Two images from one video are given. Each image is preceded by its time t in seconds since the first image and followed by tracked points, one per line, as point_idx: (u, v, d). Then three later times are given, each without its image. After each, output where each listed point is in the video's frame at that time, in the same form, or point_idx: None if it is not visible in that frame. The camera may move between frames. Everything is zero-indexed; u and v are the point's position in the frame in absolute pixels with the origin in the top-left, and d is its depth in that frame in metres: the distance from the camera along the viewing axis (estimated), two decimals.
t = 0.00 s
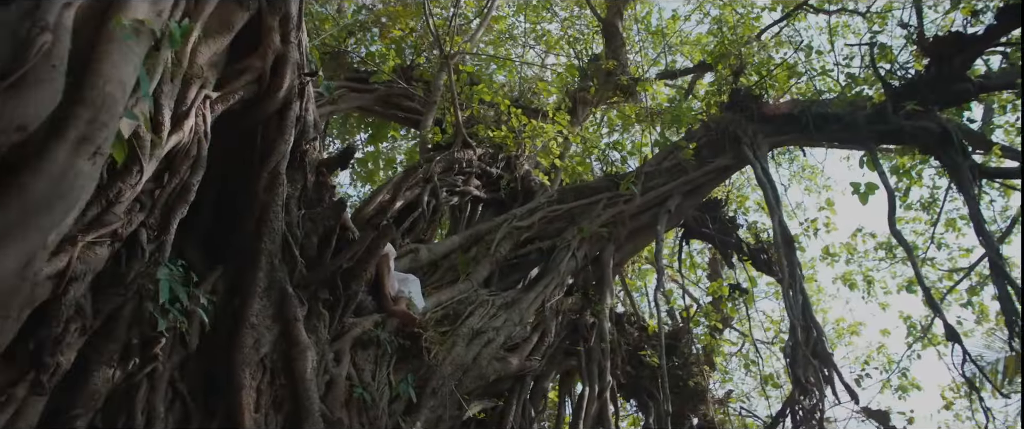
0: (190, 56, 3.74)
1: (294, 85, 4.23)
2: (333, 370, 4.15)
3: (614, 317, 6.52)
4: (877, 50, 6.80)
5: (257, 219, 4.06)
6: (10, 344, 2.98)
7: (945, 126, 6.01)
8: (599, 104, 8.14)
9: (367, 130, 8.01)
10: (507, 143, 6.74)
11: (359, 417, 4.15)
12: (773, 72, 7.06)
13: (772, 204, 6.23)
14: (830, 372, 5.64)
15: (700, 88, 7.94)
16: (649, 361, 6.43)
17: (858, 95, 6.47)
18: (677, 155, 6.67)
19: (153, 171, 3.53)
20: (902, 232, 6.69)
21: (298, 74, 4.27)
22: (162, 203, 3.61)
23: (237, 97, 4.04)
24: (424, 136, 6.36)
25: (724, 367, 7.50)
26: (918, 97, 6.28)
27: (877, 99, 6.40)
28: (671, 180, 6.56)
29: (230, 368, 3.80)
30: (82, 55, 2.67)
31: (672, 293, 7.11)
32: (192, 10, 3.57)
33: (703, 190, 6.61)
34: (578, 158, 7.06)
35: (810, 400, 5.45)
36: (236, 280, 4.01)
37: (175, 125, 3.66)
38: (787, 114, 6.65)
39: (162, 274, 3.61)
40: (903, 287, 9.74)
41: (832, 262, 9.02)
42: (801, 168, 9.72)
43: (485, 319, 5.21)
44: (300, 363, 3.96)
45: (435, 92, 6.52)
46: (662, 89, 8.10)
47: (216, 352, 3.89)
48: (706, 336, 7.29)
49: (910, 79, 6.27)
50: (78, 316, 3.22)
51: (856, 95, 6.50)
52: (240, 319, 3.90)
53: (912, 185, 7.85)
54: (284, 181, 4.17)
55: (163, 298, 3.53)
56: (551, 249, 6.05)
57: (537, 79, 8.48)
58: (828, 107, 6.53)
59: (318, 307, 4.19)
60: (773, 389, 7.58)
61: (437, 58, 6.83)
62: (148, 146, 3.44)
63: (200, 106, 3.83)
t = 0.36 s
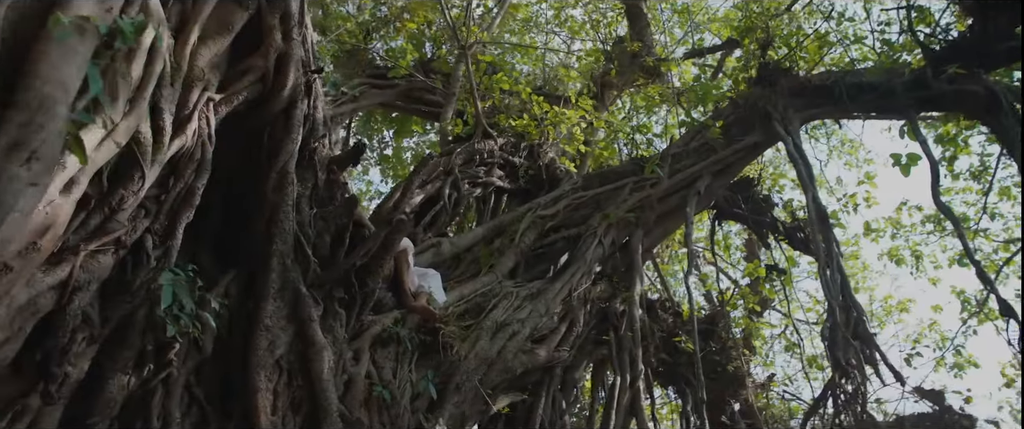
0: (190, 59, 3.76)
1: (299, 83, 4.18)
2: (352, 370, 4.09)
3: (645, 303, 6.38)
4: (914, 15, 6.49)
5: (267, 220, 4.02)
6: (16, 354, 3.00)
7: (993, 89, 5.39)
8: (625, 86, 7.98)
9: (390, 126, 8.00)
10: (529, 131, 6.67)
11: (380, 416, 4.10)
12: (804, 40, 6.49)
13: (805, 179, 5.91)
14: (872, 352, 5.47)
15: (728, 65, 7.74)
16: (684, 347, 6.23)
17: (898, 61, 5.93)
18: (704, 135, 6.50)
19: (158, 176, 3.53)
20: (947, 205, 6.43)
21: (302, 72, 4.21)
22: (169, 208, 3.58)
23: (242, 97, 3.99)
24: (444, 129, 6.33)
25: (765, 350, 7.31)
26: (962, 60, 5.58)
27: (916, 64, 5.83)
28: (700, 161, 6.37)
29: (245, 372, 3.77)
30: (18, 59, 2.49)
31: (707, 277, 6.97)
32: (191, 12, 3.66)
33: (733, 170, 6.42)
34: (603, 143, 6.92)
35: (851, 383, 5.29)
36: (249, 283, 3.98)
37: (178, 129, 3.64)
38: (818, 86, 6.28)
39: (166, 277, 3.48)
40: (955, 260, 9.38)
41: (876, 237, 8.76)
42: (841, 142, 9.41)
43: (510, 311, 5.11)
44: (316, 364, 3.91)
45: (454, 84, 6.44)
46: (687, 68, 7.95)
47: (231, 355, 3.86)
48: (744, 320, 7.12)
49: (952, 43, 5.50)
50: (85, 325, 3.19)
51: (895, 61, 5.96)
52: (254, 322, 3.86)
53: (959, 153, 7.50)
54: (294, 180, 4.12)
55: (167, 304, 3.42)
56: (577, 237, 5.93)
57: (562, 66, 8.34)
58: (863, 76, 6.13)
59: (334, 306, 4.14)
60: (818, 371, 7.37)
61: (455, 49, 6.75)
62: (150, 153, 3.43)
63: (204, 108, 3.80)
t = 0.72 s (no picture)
0: (188, 54, 3.71)
1: (302, 74, 4.11)
2: (368, 362, 4.03)
3: (675, 284, 6.23)
4: None
5: (276, 214, 3.97)
6: (21, 359, 2.97)
7: None
8: (650, 64, 7.78)
9: (412, 116, 8.03)
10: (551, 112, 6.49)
11: (398, 408, 4.03)
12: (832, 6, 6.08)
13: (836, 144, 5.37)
14: (915, 328, 4.99)
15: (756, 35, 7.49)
16: (717, 327, 6.09)
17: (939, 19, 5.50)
18: (731, 108, 6.29)
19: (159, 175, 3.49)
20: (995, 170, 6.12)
21: (304, 62, 4.13)
22: (171, 207, 3.53)
23: (244, 91, 3.93)
24: (462, 114, 6.26)
25: (805, 328, 7.10)
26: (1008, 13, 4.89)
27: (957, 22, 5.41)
28: (726, 135, 6.22)
29: (258, 368, 3.72)
30: None
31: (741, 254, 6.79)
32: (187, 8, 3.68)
33: (763, 142, 6.19)
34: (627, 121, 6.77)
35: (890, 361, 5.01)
36: (261, 279, 3.94)
37: (178, 126, 3.59)
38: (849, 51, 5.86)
39: (166, 276, 3.43)
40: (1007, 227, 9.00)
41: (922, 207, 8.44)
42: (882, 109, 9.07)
43: (532, 297, 5.01)
44: (330, 358, 3.84)
45: (471, 69, 6.33)
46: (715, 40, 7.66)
47: (245, 352, 3.82)
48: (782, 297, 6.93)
49: None
50: (90, 328, 3.16)
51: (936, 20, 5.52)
52: (266, 318, 3.81)
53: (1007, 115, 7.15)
54: (301, 173, 4.05)
55: (166, 303, 3.36)
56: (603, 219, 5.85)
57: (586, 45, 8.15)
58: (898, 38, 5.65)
59: (348, 299, 4.07)
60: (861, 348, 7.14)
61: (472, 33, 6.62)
62: (149, 152, 3.39)
63: (204, 104, 3.75)
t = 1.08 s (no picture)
0: (186, 55, 3.65)
1: (306, 70, 4.03)
2: (383, 362, 3.94)
3: (705, 271, 6.06)
4: None
5: (283, 214, 3.90)
6: (22, 370, 2.92)
7: None
8: (674, 46, 7.59)
9: (433, 109, 8.01)
10: (571, 99, 6.42)
11: (415, 408, 3.93)
12: None
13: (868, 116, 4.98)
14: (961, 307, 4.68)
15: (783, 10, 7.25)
16: (751, 314, 5.96)
17: None
18: (757, 87, 6.08)
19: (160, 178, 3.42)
20: None
21: (306, 59, 4.04)
22: (174, 211, 3.45)
23: (246, 90, 3.86)
24: (480, 106, 6.19)
25: (845, 311, 6.86)
26: None
27: None
28: (753, 115, 6.02)
29: (269, 372, 3.65)
30: None
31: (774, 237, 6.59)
32: (183, 7, 3.65)
33: (794, 120, 5.95)
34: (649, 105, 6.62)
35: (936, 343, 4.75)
36: (271, 280, 3.86)
37: (178, 128, 3.52)
38: (882, 22, 5.60)
39: (165, 280, 3.29)
40: None
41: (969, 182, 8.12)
42: (924, 81, 8.74)
43: (554, 290, 4.89)
44: (343, 359, 3.76)
45: (488, 59, 6.23)
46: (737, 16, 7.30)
47: (255, 356, 3.75)
48: (821, 281, 6.70)
49: None
50: (93, 337, 3.11)
51: None
52: (276, 320, 3.74)
53: None
54: (308, 171, 3.98)
55: (167, 309, 3.19)
56: (627, 207, 5.72)
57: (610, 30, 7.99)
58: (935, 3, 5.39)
59: (360, 298, 3.99)
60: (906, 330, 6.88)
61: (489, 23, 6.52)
62: (147, 156, 3.32)
63: (205, 105, 3.68)
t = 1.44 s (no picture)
0: (186, 55, 3.58)
1: (311, 66, 3.95)
2: (399, 362, 3.85)
3: (735, 258, 5.89)
4: None
5: (292, 214, 3.81)
6: (26, 380, 2.84)
7: None
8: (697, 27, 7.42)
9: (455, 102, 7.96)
10: (591, 86, 6.32)
11: (433, 409, 3.82)
12: None
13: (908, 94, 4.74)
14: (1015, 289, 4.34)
15: None
16: (785, 301, 5.82)
17: None
18: (785, 65, 5.88)
19: (163, 181, 3.34)
20: None
21: (311, 54, 3.96)
22: (178, 214, 3.36)
23: (249, 88, 3.79)
24: (498, 96, 6.12)
25: (885, 295, 6.63)
26: None
27: None
28: (780, 95, 5.82)
29: (282, 376, 3.56)
30: None
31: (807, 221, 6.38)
32: (181, 7, 3.58)
33: (824, 98, 5.72)
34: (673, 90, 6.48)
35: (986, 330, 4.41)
36: (282, 282, 3.78)
37: (180, 129, 3.45)
38: None
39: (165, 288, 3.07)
40: None
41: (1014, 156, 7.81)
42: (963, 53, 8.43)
43: (576, 282, 4.77)
44: (357, 361, 3.66)
45: (506, 49, 6.13)
46: None
47: (268, 360, 3.67)
48: (858, 264, 6.47)
49: None
50: (97, 345, 3.02)
51: None
52: (288, 322, 3.66)
53: None
54: (317, 168, 3.90)
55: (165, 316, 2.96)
56: (651, 194, 5.60)
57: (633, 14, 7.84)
58: None
59: (374, 297, 3.89)
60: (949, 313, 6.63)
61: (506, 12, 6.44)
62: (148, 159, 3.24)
63: (208, 105, 3.61)
